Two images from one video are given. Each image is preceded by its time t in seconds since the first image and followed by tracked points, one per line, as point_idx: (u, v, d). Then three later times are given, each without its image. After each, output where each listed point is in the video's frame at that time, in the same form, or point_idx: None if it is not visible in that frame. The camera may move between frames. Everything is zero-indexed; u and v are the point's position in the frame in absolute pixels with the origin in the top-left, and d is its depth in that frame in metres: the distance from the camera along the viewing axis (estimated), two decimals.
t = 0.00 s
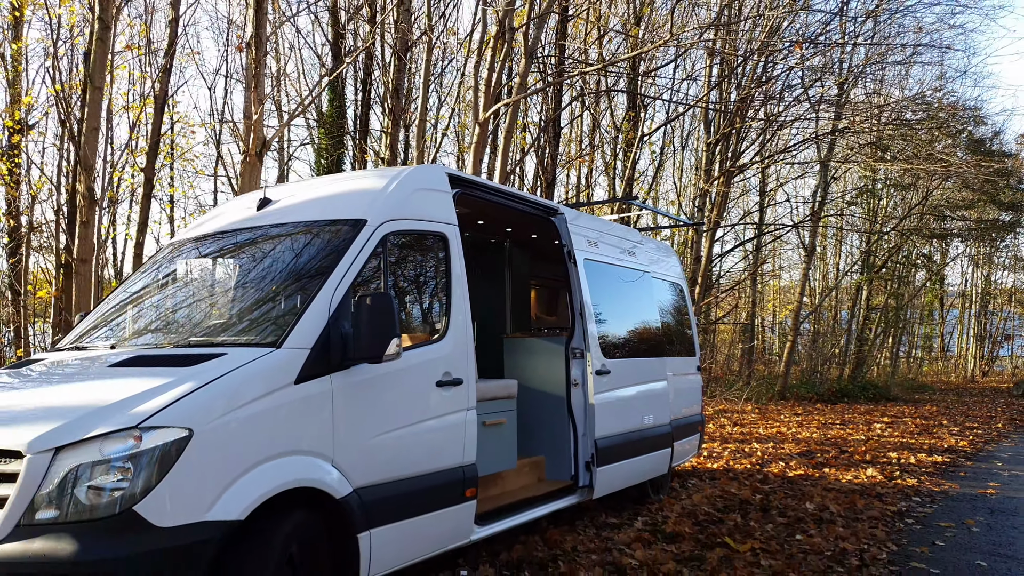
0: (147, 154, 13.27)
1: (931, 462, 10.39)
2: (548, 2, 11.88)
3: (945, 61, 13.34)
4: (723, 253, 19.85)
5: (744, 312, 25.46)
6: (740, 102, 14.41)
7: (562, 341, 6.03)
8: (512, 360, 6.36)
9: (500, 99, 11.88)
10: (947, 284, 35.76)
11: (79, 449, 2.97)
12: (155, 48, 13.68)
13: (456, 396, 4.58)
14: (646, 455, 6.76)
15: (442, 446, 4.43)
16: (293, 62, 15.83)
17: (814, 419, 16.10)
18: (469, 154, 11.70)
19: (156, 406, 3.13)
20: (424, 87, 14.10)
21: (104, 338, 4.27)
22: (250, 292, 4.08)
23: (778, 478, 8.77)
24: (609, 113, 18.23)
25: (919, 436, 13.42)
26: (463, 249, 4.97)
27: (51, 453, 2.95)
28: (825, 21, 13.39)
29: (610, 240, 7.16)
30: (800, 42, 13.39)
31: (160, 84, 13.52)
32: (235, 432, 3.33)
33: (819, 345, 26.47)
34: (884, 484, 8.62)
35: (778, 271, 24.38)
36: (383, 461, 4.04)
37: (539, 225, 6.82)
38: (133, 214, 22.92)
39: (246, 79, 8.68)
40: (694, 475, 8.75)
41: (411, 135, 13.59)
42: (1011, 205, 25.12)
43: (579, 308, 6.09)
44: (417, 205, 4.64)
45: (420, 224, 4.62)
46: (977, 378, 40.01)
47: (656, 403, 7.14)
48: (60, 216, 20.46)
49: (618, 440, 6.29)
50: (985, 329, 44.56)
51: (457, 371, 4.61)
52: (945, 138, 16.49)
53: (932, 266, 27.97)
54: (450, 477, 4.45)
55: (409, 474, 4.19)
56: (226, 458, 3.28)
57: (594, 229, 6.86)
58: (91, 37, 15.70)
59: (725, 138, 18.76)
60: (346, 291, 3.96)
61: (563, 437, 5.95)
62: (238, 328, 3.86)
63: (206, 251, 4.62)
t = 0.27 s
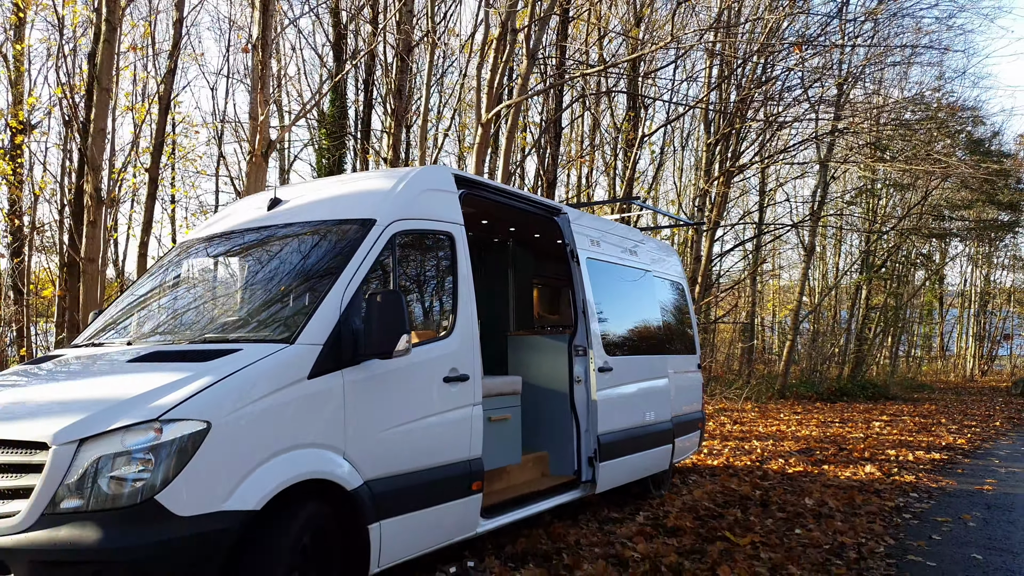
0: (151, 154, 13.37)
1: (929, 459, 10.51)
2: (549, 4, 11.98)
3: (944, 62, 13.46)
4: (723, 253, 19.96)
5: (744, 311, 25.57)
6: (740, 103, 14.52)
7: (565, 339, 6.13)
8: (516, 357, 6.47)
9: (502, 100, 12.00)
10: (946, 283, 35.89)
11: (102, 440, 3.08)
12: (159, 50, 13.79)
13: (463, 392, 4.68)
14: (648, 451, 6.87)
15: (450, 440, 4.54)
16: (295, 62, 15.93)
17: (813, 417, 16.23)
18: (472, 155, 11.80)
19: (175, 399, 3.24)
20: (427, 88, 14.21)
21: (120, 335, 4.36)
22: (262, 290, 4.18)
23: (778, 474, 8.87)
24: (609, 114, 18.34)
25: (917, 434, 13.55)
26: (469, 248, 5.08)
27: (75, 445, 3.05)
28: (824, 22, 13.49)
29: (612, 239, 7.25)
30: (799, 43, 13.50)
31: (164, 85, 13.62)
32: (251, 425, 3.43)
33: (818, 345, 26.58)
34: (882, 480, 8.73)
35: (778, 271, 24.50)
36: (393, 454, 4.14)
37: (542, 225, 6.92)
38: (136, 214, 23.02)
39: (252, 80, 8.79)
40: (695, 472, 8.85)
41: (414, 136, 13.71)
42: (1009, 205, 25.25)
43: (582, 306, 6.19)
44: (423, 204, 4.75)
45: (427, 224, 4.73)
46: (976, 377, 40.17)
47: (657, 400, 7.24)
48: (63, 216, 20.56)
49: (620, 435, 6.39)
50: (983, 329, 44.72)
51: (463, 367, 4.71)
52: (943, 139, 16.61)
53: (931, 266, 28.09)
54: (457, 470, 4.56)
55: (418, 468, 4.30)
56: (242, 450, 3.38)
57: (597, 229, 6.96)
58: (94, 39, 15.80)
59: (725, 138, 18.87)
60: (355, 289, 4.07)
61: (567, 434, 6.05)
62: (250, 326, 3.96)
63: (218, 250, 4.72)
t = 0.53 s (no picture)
0: (156, 152, 13.48)
1: (926, 455, 10.64)
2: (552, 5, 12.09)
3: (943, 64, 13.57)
4: (722, 252, 20.10)
5: (743, 310, 25.71)
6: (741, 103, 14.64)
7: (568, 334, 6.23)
8: (521, 352, 6.59)
9: (505, 101, 12.11)
10: (945, 283, 36.05)
11: (126, 428, 3.19)
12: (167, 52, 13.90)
13: (470, 384, 4.80)
14: (650, 445, 6.98)
15: (457, 431, 4.66)
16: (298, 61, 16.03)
17: (813, 415, 16.37)
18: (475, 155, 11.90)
19: (196, 389, 3.35)
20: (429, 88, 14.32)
21: (139, 328, 4.47)
22: (276, 287, 4.29)
23: (777, 469, 9.00)
24: (609, 114, 18.46)
25: (915, 431, 13.69)
26: (475, 244, 5.20)
27: (100, 432, 3.16)
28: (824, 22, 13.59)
29: (614, 236, 7.36)
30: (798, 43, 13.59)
31: (168, 86, 13.73)
32: (269, 414, 3.55)
33: (818, 343, 26.71)
34: (880, 475, 8.86)
35: (777, 270, 24.62)
36: (403, 444, 4.26)
37: (546, 223, 7.02)
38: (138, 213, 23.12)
39: (259, 81, 8.91)
40: (695, 466, 8.97)
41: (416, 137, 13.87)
42: (1007, 204, 25.38)
43: (585, 302, 6.31)
44: (431, 202, 4.87)
45: (435, 221, 4.85)
46: (975, 376, 40.34)
47: (659, 395, 7.35)
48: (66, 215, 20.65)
49: (623, 429, 6.51)
50: (982, 328, 44.88)
51: (470, 360, 4.83)
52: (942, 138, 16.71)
53: (929, 265, 28.21)
54: (465, 461, 4.68)
55: (427, 458, 4.42)
56: (259, 438, 3.50)
57: (599, 226, 7.07)
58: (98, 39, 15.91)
59: (724, 138, 19.00)
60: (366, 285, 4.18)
61: (570, 427, 6.17)
62: (265, 320, 4.07)
63: (233, 246, 4.83)
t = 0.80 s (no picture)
0: (160, 152, 13.59)
1: (922, 452, 10.77)
2: (553, 7, 12.21)
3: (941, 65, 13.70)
4: (721, 252, 20.24)
5: (742, 309, 25.84)
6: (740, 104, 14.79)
7: (571, 332, 6.36)
8: (524, 350, 6.72)
9: (507, 103, 12.24)
10: (943, 282, 36.21)
11: (148, 421, 3.31)
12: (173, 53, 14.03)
13: (477, 380, 4.93)
14: (650, 440, 7.11)
15: (465, 426, 4.78)
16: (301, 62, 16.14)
17: (811, 413, 16.51)
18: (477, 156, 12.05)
19: (216, 383, 3.48)
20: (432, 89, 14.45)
21: (155, 325, 4.59)
22: (288, 285, 4.41)
23: (776, 465, 9.13)
24: (609, 115, 18.61)
25: (912, 429, 13.83)
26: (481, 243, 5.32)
27: (123, 425, 3.28)
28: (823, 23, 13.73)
29: (615, 236, 7.49)
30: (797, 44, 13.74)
31: (173, 87, 13.86)
32: (285, 408, 3.67)
33: (816, 342, 26.86)
34: (877, 471, 9.00)
35: (776, 269, 24.76)
36: (413, 438, 4.38)
37: (548, 223, 7.15)
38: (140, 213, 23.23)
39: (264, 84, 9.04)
40: (695, 462, 9.11)
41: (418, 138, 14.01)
42: (1005, 203, 25.53)
43: (588, 301, 6.43)
44: (439, 202, 4.99)
45: (442, 221, 4.97)
46: (973, 375, 40.51)
47: (659, 391, 7.48)
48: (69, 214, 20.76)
49: (624, 425, 6.64)
50: (980, 327, 45.05)
51: (477, 356, 4.95)
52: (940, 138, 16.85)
53: (927, 264, 28.36)
54: (472, 455, 4.80)
55: (436, 452, 4.54)
56: (277, 431, 3.62)
57: (600, 226, 7.20)
58: (102, 39, 16.02)
59: (723, 138, 19.14)
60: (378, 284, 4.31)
61: (573, 424, 6.29)
62: (279, 317, 4.19)
63: (244, 245, 4.94)
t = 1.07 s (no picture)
0: (162, 153, 13.67)
1: (918, 450, 10.91)
2: (552, 9, 12.29)
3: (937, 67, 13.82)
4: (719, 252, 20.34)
5: (740, 309, 25.95)
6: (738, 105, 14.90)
7: (571, 332, 6.47)
8: (526, 349, 6.83)
9: (507, 104, 12.34)
10: (940, 282, 36.36)
11: (165, 417, 3.41)
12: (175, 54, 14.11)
13: (481, 378, 5.04)
14: (649, 438, 7.22)
15: (469, 422, 4.89)
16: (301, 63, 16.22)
17: (808, 412, 16.64)
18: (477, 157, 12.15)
19: (230, 380, 3.59)
20: (432, 90, 14.54)
21: (167, 324, 4.69)
22: (297, 285, 4.52)
23: (773, 463, 9.26)
24: (608, 115, 18.71)
25: (908, 427, 13.95)
26: (484, 244, 5.44)
27: (140, 421, 3.38)
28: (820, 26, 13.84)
29: (615, 237, 7.60)
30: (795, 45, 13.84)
31: (174, 87, 13.93)
32: (296, 404, 3.78)
33: (814, 341, 26.99)
34: (873, 468, 9.13)
35: (774, 268, 24.88)
36: (419, 435, 4.49)
37: (549, 224, 7.26)
38: (140, 212, 23.29)
39: (268, 86, 9.14)
40: (693, 460, 9.23)
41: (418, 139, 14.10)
42: (1001, 204, 25.67)
43: (588, 301, 6.54)
44: (443, 204, 5.10)
45: (447, 223, 5.09)
46: (970, 374, 40.69)
47: (658, 390, 7.60)
48: (70, 214, 20.82)
49: (623, 423, 6.75)
50: (977, 326, 45.20)
51: (480, 355, 5.07)
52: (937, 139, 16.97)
53: (924, 264, 28.49)
54: (475, 451, 4.91)
55: (441, 448, 4.65)
56: (288, 427, 3.73)
57: (600, 227, 7.30)
58: (104, 40, 16.08)
59: (721, 139, 19.26)
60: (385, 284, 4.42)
61: (574, 421, 6.40)
62: (288, 317, 4.30)
63: (253, 246, 5.05)
